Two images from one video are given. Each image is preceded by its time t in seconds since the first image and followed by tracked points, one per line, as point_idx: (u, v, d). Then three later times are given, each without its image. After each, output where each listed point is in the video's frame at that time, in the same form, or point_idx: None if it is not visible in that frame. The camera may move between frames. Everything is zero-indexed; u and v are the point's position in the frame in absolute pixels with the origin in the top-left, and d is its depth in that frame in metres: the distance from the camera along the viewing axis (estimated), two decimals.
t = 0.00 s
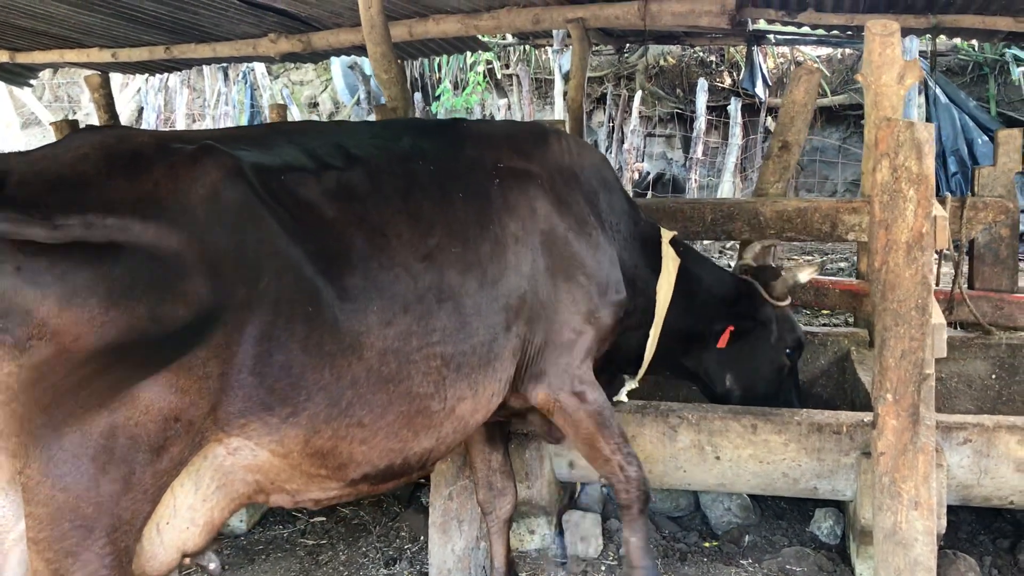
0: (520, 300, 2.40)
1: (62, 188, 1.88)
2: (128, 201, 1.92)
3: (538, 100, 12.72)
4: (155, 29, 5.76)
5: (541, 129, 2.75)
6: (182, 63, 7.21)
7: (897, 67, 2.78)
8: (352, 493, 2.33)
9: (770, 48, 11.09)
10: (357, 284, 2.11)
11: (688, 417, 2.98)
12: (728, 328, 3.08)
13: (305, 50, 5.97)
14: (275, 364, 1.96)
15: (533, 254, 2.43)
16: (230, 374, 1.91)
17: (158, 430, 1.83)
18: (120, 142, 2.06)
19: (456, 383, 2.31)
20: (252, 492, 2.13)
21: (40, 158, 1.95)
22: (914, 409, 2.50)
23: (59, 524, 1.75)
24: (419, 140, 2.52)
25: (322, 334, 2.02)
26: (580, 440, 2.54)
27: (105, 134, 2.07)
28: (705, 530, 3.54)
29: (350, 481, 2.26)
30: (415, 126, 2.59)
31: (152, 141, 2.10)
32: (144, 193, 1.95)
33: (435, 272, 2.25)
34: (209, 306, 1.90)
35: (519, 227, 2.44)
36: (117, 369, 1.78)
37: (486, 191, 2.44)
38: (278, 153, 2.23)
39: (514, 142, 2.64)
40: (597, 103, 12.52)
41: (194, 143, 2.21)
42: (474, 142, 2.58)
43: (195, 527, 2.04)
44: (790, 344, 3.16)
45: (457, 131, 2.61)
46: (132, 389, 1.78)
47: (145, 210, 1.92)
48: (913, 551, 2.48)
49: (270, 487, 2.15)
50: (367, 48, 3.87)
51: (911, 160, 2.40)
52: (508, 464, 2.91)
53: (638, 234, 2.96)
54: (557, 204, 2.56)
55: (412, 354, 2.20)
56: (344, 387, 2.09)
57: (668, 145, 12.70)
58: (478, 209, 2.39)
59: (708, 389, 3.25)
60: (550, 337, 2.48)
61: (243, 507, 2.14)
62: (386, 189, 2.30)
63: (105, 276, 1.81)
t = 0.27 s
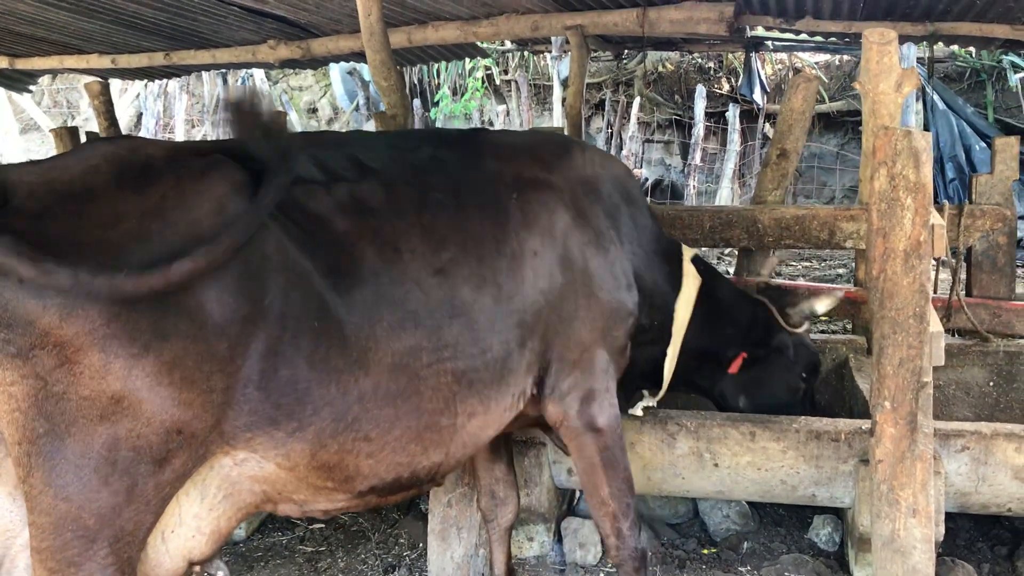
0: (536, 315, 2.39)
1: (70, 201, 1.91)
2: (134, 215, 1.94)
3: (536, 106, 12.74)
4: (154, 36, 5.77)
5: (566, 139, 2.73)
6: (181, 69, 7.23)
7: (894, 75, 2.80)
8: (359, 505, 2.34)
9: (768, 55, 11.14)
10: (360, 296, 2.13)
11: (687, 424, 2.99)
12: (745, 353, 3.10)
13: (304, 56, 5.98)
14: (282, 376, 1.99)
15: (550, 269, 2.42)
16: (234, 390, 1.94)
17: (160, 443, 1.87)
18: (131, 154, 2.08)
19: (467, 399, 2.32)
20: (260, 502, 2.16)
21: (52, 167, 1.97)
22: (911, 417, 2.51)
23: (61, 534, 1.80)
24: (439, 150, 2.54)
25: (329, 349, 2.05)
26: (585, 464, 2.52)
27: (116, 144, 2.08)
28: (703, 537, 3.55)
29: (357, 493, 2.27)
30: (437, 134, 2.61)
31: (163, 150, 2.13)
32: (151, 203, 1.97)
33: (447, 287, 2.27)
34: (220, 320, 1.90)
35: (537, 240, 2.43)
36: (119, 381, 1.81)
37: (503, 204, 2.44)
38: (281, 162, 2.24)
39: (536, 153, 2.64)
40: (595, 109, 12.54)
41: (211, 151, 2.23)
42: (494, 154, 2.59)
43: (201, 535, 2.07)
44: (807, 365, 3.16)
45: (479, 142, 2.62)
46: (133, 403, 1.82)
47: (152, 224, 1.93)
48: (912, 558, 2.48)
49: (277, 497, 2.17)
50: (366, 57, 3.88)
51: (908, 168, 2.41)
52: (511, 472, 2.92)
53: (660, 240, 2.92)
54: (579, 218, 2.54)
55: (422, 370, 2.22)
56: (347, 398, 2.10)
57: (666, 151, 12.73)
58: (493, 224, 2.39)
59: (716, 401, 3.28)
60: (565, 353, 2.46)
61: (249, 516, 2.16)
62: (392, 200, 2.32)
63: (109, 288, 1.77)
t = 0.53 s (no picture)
0: (557, 327, 2.45)
1: (77, 212, 1.87)
2: (141, 227, 1.90)
3: (535, 113, 12.78)
4: (154, 44, 5.77)
5: (590, 149, 2.74)
6: (180, 77, 7.24)
7: (892, 84, 2.80)
8: (372, 519, 2.39)
9: (766, 62, 11.17)
10: (362, 310, 2.16)
11: (686, 433, 2.99)
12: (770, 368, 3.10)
13: (303, 64, 5.99)
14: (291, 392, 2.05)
15: (571, 283, 2.48)
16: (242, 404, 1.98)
17: (167, 455, 1.87)
18: (144, 167, 2.04)
19: (486, 413, 2.38)
20: (270, 513, 2.20)
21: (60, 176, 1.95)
22: (909, 426, 2.51)
23: (65, 545, 1.81)
24: (462, 160, 2.57)
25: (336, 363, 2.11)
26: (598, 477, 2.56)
27: (129, 158, 2.06)
28: (702, 546, 3.55)
29: (370, 507, 2.32)
30: (462, 146, 2.64)
31: (175, 164, 2.09)
32: (159, 218, 1.94)
33: (469, 301, 2.33)
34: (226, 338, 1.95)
35: (559, 253, 2.48)
36: (125, 393, 1.80)
37: (527, 217, 2.48)
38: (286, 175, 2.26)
39: (560, 163, 2.65)
40: (593, 117, 12.55)
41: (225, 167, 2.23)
42: (518, 164, 2.60)
43: (210, 547, 2.10)
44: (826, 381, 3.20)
45: (502, 153, 2.64)
46: (138, 414, 1.82)
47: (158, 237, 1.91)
48: (909, 567, 2.50)
49: (288, 509, 2.22)
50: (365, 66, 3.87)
51: (905, 178, 2.41)
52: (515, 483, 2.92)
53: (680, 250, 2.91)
54: (603, 229, 2.57)
55: (438, 385, 2.28)
56: (355, 412, 2.15)
57: (665, 158, 12.69)
58: (516, 237, 2.44)
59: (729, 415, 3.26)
60: (586, 364, 2.52)
61: (261, 529, 2.22)
62: (399, 210, 2.33)
63: (111, 299, 1.78)
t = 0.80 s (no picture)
0: (573, 336, 2.45)
1: (86, 224, 1.94)
2: (148, 239, 1.96)
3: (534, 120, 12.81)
4: (153, 52, 5.80)
5: (605, 156, 2.73)
6: (179, 85, 7.25)
7: (889, 92, 2.81)
8: (386, 532, 2.37)
9: (764, 70, 11.20)
10: (370, 321, 2.16)
11: (684, 440, 2.99)
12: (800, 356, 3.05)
13: (302, 72, 6.01)
14: (297, 404, 2.05)
15: (587, 290, 2.48)
16: (246, 415, 2.01)
17: (171, 465, 1.94)
18: (155, 176, 2.11)
19: (500, 424, 2.37)
20: (281, 525, 2.18)
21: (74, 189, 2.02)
22: (908, 432, 2.51)
23: (68, 553, 1.87)
24: (475, 170, 2.60)
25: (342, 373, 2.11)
26: (609, 487, 2.55)
27: (140, 168, 2.12)
28: (701, 554, 3.54)
29: (383, 520, 2.31)
30: (477, 157, 2.67)
31: (187, 174, 2.16)
32: (165, 230, 1.98)
33: (484, 310, 2.32)
34: (232, 348, 1.96)
35: (575, 261, 2.48)
36: (131, 404, 1.88)
37: (542, 226, 2.49)
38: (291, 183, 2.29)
39: (575, 170, 2.66)
40: (591, 124, 12.43)
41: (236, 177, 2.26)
42: (531, 173, 2.62)
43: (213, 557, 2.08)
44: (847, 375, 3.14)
45: (517, 162, 2.66)
46: (144, 424, 1.89)
47: (163, 248, 1.96)
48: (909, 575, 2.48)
49: (299, 520, 2.21)
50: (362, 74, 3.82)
51: (903, 185, 2.42)
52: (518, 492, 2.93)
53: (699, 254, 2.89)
54: (620, 235, 2.57)
55: (450, 397, 2.27)
56: (365, 424, 2.15)
57: (663, 165, 12.75)
58: (531, 245, 2.45)
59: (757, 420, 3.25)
60: (603, 372, 2.53)
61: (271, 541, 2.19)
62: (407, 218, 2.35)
63: (115, 312, 1.86)
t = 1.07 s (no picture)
0: (584, 341, 2.48)
1: (101, 231, 1.99)
2: (162, 245, 1.99)
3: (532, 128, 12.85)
4: (152, 61, 5.81)
5: (618, 160, 2.73)
6: (178, 94, 7.27)
7: (884, 100, 2.82)
8: (393, 535, 2.44)
9: (761, 78, 11.26)
10: (379, 325, 2.19)
11: (681, 448, 3.00)
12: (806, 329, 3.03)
13: (301, 81, 6.03)
14: (304, 409, 2.10)
15: (599, 295, 2.49)
16: (253, 418, 2.04)
17: (182, 464, 1.97)
18: (170, 183, 2.15)
19: (509, 428, 2.42)
20: (288, 526, 2.26)
21: (91, 199, 2.07)
22: (904, 440, 2.50)
23: (79, 552, 1.91)
24: (492, 175, 2.62)
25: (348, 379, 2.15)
26: (614, 493, 2.57)
27: (156, 174, 2.17)
28: (698, 561, 3.54)
29: (390, 524, 2.37)
30: (491, 163, 2.67)
31: (201, 181, 2.20)
32: (179, 237, 2.02)
33: (493, 316, 2.35)
34: (242, 354, 1.98)
35: (588, 265, 2.49)
36: (141, 404, 1.91)
37: (555, 231, 2.50)
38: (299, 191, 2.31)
39: (588, 176, 2.66)
40: (589, 132, 12.46)
41: (250, 185, 2.29)
42: (545, 178, 2.64)
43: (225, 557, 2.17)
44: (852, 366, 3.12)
45: (530, 168, 2.67)
46: (156, 424, 1.92)
47: (176, 256, 1.98)
48: None
49: (307, 522, 2.28)
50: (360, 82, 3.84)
51: (898, 193, 2.42)
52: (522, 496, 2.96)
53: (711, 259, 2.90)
54: (632, 240, 2.58)
55: (458, 403, 2.31)
56: (371, 430, 2.21)
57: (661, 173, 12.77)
58: (543, 251, 2.46)
59: (773, 416, 3.24)
60: (615, 376, 2.55)
61: (280, 541, 2.28)
62: (411, 228, 2.35)
63: (128, 315, 1.89)
